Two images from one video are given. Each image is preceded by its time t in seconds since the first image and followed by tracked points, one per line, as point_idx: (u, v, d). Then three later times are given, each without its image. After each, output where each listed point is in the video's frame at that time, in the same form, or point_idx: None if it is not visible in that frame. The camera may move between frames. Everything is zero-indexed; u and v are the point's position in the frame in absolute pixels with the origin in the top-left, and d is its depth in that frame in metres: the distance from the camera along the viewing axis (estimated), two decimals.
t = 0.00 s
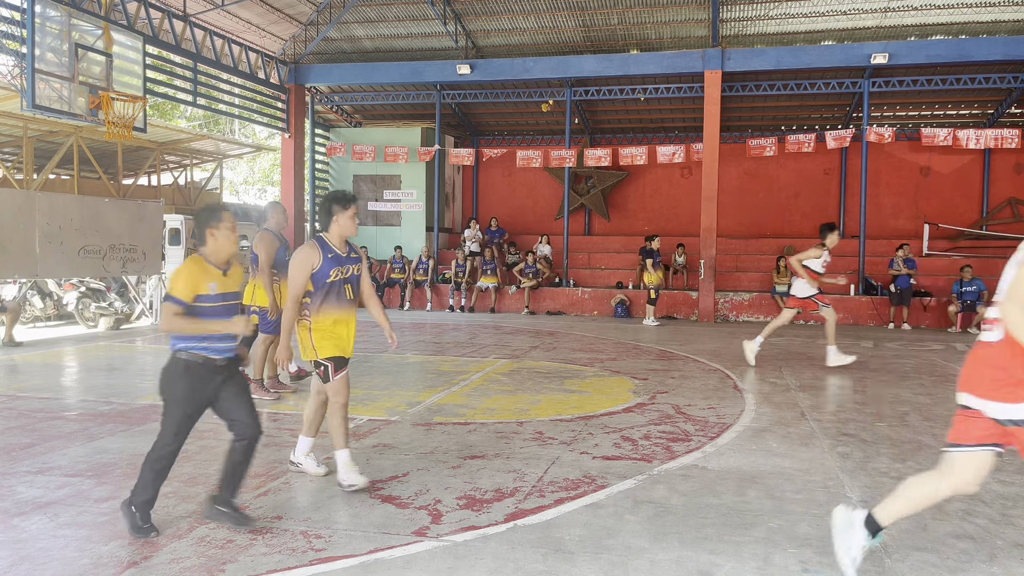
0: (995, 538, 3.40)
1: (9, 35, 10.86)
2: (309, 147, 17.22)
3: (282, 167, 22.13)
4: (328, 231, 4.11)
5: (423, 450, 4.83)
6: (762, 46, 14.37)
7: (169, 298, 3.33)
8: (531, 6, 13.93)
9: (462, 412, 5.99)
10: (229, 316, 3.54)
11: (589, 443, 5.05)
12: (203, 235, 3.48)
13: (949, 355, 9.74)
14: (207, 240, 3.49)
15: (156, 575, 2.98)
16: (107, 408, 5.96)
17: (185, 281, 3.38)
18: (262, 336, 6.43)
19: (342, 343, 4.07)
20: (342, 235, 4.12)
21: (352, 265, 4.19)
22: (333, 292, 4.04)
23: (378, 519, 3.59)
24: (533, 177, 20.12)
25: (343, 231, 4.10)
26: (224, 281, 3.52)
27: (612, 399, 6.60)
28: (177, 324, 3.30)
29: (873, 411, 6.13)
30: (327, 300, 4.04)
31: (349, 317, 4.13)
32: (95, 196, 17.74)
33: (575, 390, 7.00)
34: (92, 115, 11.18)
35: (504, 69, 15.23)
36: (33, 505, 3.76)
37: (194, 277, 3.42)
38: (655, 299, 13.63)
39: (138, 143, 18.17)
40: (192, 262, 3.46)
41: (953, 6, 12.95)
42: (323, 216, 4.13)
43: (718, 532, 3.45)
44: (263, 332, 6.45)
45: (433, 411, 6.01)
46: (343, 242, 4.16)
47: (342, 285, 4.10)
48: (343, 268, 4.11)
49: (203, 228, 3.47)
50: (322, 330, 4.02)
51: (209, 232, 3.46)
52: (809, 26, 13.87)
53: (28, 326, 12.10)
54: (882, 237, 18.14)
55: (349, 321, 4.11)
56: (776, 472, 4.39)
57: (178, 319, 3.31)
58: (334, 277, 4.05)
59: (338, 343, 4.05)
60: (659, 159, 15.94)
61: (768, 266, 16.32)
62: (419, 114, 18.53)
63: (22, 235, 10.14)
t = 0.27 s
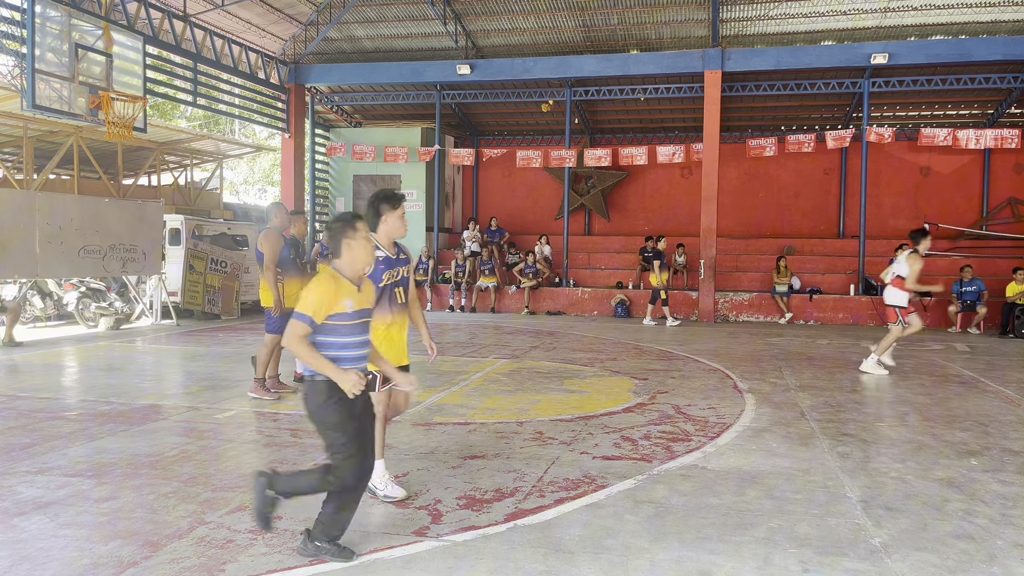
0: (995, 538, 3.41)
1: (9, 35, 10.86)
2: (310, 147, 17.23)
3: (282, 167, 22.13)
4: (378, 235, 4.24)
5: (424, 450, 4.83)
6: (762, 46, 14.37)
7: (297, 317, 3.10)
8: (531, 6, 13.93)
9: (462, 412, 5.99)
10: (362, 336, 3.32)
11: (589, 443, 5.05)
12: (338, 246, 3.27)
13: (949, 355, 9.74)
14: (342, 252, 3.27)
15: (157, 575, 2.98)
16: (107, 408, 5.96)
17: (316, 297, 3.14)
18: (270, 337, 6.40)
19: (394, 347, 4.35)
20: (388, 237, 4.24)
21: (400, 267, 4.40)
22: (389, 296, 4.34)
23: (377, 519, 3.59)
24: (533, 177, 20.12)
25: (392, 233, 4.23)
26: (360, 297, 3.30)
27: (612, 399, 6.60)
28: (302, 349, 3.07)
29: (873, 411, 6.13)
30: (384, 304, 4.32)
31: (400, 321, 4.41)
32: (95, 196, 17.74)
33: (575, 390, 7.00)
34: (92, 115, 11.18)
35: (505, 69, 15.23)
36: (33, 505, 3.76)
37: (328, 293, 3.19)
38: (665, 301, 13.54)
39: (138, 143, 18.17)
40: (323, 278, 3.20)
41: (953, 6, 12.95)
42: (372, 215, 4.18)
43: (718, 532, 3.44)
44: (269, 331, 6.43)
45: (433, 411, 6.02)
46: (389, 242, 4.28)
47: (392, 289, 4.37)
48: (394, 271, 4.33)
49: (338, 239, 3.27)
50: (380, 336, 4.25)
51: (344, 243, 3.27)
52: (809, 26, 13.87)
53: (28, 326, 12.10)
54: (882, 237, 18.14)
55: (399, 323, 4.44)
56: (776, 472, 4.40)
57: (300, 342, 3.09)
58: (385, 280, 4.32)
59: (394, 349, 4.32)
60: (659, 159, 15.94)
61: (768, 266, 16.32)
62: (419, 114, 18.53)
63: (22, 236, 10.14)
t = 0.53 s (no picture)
0: (995, 538, 3.41)
1: (9, 35, 10.87)
2: (310, 147, 17.23)
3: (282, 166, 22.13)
4: (449, 233, 3.85)
5: (424, 450, 4.83)
6: (762, 46, 14.37)
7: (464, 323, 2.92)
8: (531, 6, 13.94)
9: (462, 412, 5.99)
10: (536, 346, 3.05)
11: (589, 443, 5.05)
12: (512, 249, 3.01)
13: (949, 355, 9.74)
14: (517, 254, 2.99)
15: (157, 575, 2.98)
16: (108, 408, 5.96)
17: (486, 303, 2.91)
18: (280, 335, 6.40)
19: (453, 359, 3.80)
20: (459, 240, 3.88)
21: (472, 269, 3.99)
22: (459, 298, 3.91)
23: (378, 519, 3.59)
24: (533, 177, 20.12)
25: (463, 237, 3.86)
26: (532, 303, 3.01)
27: (612, 399, 6.60)
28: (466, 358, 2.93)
29: (873, 411, 6.13)
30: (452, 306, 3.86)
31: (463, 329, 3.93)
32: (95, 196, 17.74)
33: (575, 390, 7.00)
34: (92, 115, 11.19)
35: (505, 69, 15.24)
36: (33, 505, 3.76)
37: (498, 298, 2.95)
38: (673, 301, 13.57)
39: (138, 143, 18.18)
40: (497, 282, 2.97)
41: (953, 6, 12.95)
42: (441, 215, 3.83)
43: (718, 532, 3.45)
44: (277, 329, 6.39)
45: (433, 411, 6.02)
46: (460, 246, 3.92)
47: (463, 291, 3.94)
48: (467, 274, 3.91)
49: (512, 240, 3.02)
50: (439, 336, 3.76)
51: (518, 244, 3.00)
52: (809, 26, 13.87)
53: (28, 326, 12.11)
54: (882, 237, 18.14)
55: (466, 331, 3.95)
56: (775, 472, 4.40)
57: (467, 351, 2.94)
58: (458, 284, 3.87)
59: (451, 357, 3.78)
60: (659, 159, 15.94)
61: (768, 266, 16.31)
62: (419, 114, 18.53)
63: (22, 236, 10.13)
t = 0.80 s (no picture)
0: (995, 538, 3.40)
1: (9, 35, 10.87)
2: (310, 147, 17.23)
3: (282, 166, 22.13)
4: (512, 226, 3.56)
5: (424, 450, 4.83)
6: (762, 46, 14.37)
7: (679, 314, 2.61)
8: (531, 6, 13.94)
9: (462, 412, 5.99)
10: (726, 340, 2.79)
11: (589, 443, 5.05)
12: (691, 235, 2.78)
13: (949, 355, 9.74)
14: (696, 240, 2.77)
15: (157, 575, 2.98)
16: (108, 408, 5.96)
17: (692, 289, 2.63)
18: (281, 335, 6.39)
19: (530, 352, 3.56)
20: (525, 232, 3.59)
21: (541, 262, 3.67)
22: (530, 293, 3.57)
23: (378, 519, 3.59)
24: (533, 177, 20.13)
25: (527, 229, 3.57)
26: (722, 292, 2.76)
27: (612, 399, 6.60)
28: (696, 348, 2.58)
29: (873, 411, 6.13)
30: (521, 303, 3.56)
31: (540, 322, 3.61)
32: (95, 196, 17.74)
33: (575, 390, 6.99)
34: (93, 115, 11.18)
35: (504, 69, 15.24)
36: (33, 505, 3.76)
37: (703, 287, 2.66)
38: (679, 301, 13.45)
39: (138, 143, 18.18)
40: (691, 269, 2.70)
41: (953, 6, 12.95)
42: (505, 210, 3.59)
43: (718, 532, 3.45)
44: (275, 330, 6.41)
45: (434, 411, 6.01)
46: (526, 239, 3.63)
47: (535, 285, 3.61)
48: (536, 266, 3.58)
49: (692, 227, 2.78)
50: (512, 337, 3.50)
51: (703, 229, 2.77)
52: (809, 26, 13.87)
53: (28, 326, 12.12)
54: (882, 237, 18.14)
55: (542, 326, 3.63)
56: (775, 471, 4.40)
57: (697, 340, 2.60)
58: (529, 276, 3.56)
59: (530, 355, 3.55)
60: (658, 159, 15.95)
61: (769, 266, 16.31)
62: (419, 114, 18.53)
63: (22, 236, 10.12)
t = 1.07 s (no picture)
0: (995, 538, 3.40)
1: (9, 35, 10.88)
2: (310, 147, 17.24)
3: (282, 166, 22.13)
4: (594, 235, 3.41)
5: (424, 450, 4.82)
6: (762, 46, 14.37)
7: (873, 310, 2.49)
8: (531, 6, 13.94)
9: (462, 412, 5.99)
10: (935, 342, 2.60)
11: (589, 443, 5.05)
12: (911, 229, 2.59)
13: (949, 355, 9.73)
14: (918, 234, 2.59)
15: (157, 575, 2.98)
16: (108, 408, 5.96)
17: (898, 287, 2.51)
18: (280, 335, 6.38)
19: (621, 365, 3.35)
20: (608, 240, 3.47)
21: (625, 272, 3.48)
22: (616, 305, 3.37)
23: (378, 519, 3.59)
24: (533, 177, 20.12)
25: (612, 236, 3.46)
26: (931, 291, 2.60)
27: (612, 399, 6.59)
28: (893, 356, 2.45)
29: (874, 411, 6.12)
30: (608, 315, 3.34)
31: (628, 333, 3.40)
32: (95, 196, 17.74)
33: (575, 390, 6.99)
34: (92, 115, 11.18)
35: (504, 69, 15.24)
36: (33, 505, 3.76)
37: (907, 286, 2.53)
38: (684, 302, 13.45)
39: (138, 143, 18.18)
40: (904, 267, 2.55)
41: (953, 6, 12.95)
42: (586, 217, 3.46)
43: (718, 532, 3.44)
44: (274, 330, 6.42)
45: (433, 411, 6.01)
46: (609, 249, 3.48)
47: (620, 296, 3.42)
48: (621, 276, 3.40)
49: (915, 220, 2.58)
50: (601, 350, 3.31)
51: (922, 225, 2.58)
52: (809, 26, 13.87)
53: (28, 326, 12.12)
54: (882, 237, 18.14)
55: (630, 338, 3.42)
56: (775, 471, 4.40)
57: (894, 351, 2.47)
58: (615, 287, 3.38)
59: (620, 368, 3.34)
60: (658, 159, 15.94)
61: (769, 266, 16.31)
62: (419, 114, 18.53)
63: (21, 237, 10.11)
